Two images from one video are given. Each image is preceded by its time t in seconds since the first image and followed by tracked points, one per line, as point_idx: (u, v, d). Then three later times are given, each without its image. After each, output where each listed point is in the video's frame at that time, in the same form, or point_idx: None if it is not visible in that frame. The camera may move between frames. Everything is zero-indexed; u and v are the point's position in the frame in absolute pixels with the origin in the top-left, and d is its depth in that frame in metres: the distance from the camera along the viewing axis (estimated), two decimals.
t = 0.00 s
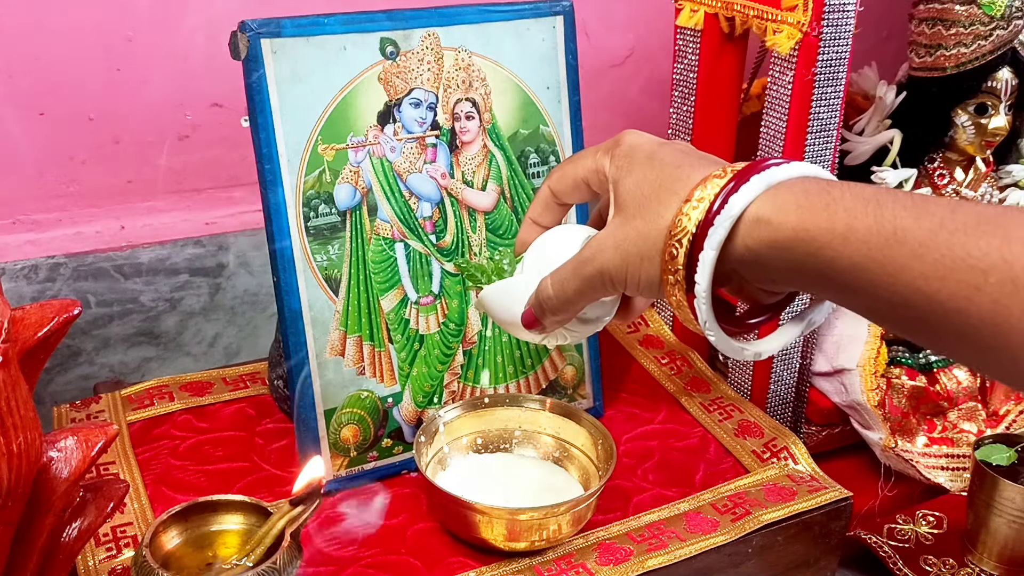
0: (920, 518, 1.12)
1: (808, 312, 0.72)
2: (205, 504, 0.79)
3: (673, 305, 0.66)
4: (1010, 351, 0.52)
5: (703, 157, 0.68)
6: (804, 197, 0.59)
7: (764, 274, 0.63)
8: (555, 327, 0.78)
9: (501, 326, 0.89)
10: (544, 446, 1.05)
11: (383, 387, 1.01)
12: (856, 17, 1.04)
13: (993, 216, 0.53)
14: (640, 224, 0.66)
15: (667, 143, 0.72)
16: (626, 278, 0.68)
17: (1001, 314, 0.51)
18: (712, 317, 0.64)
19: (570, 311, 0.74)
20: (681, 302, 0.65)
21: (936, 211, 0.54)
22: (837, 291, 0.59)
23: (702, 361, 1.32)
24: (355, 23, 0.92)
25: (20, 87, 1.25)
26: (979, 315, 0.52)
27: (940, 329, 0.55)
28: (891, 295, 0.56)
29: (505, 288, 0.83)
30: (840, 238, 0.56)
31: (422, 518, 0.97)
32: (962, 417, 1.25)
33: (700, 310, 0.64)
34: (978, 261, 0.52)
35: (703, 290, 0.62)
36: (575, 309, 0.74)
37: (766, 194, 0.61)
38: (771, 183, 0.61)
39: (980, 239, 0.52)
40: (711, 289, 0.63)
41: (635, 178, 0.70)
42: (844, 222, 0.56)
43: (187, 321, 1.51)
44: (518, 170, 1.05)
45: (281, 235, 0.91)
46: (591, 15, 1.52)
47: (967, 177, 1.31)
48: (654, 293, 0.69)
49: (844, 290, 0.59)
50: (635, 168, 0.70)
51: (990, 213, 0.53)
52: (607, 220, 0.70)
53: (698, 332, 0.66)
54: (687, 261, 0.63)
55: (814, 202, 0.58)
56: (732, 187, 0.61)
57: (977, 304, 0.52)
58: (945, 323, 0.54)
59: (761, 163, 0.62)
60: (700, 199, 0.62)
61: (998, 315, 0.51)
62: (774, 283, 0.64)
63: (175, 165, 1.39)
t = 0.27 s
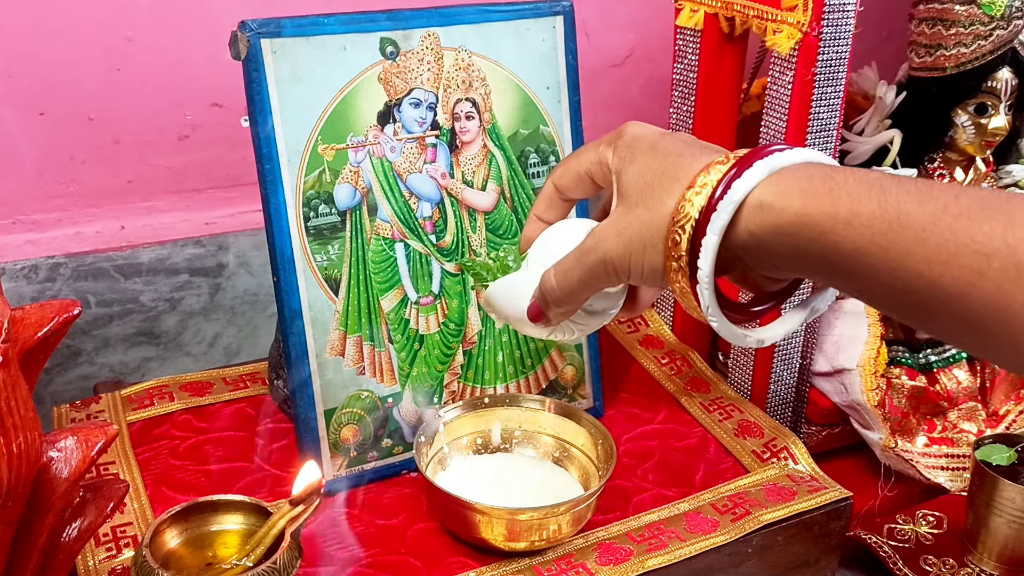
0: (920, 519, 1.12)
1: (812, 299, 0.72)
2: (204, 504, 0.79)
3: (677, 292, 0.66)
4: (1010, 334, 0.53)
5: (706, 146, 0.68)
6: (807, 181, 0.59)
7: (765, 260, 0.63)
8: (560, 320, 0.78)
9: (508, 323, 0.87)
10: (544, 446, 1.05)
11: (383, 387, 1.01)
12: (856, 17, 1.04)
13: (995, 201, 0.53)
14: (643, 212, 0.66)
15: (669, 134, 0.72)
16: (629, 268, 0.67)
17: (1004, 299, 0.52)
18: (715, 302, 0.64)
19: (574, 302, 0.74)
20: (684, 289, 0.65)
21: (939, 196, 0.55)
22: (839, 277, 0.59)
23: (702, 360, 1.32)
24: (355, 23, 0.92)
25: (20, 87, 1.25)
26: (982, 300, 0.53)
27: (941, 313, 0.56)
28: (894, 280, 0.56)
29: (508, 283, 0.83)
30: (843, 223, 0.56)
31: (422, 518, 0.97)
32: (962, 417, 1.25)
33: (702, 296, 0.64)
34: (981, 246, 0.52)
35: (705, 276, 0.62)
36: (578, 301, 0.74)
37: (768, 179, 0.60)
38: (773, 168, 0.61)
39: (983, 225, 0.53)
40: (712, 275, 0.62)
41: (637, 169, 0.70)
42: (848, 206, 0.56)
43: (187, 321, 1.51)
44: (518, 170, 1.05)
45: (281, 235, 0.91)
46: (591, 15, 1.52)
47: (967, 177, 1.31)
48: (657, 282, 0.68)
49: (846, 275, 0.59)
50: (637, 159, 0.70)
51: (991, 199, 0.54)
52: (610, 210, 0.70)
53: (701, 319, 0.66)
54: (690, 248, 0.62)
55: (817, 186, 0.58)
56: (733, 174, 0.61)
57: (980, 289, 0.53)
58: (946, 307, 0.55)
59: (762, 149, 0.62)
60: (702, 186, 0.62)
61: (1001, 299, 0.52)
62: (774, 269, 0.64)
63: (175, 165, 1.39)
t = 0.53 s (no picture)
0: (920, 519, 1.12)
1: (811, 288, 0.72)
2: (204, 504, 0.79)
3: (676, 281, 0.66)
4: (1010, 321, 0.51)
5: (702, 138, 0.69)
6: (805, 167, 0.59)
7: (765, 247, 0.63)
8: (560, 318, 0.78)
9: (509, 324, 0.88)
10: (544, 446, 1.05)
11: (383, 387, 1.01)
12: (856, 17, 1.04)
13: (994, 185, 0.52)
14: (642, 202, 0.67)
15: (666, 128, 0.73)
16: (628, 259, 0.67)
17: (1001, 285, 0.50)
18: (713, 290, 0.64)
19: (573, 298, 0.74)
20: (684, 278, 0.65)
21: (938, 181, 0.54)
22: (839, 264, 0.59)
23: (702, 361, 1.32)
24: (355, 23, 0.92)
25: (20, 87, 1.25)
26: (979, 286, 0.51)
27: (941, 301, 0.54)
28: (892, 266, 0.55)
29: (509, 282, 0.83)
30: (840, 208, 0.56)
31: (422, 518, 0.97)
32: (962, 417, 1.25)
33: (700, 284, 0.64)
34: (979, 231, 0.51)
35: (703, 262, 0.62)
36: (578, 297, 0.74)
37: (766, 166, 0.61)
38: (772, 154, 0.61)
39: (981, 209, 0.51)
40: (711, 262, 0.62)
41: (635, 162, 0.70)
42: (844, 191, 0.56)
43: (187, 321, 1.52)
44: (518, 170, 1.05)
45: (281, 235, 0.91)
46: (591, 15, 1.52)
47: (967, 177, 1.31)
48: (656, 275, 0.68)
49: (844, 262, 0.58)
50: (635, 152, 0.71)
51: (992, 184, 0.52)
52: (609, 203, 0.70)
53: (700, 308, 0.65)
54: (689, 236, 0.62)
55: (814, 172, 0.58)
56: (729, 161, 0.62)
57: (977, 275, 0.51)
58: (945, 294, 0.54)
59: (760, 136, 0.63)
60: (700, 173, 0.63)
61: (999, 285, 0.50)
62: (775, 256, 0.64)
63: (175, 165, 1.39)
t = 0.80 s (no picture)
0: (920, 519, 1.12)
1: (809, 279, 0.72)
2: (204, 504, 0.79)
3: (674, 276, 0.65)
4: (1001, 308, 0.52)
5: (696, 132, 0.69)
6: (800, 155, 0.59)
7: (759, 237, 0.63)
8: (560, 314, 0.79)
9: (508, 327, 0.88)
10: (544, 446, 1.05)
11: (383, 387, 1.01)
12: (856, 17, 1.04)
13: (988, 174, 0.52)
14: (638, 196, 0.66)
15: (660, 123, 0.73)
16: (626, 254, 0.67)
17: (995, 275, 0.51)
18: (711, 280, 0.63)
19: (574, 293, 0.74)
20: (682, 272, 0.64)
21: (933, 170, 0.54)
22: (834, 253, 0.59)
23: (702, 361, 1.32)
24: (355, 23, 0.92)
25: (20, 87, 1.26)
26: (974, 276, 0.52)
27: (934, 289, 0.55)
28: (887, 255, 0.55)
29: (507, 283, 0.83)
30: (836, 197, 0.56)
31: (422, 518, 0.97)
32: (962, 417, 1.25)
33: (697, 274, 0.63)
34: (974, 220, 0.52)
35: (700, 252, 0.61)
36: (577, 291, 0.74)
37: (761, 154, 0.60)
38: (766, 144, 0.61)
39: (975, 198, 0.52)
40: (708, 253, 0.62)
41: (631, 157, 0.70)
42: (841, 179, 0.56)
43: (187, 321, 1.53)
44: (518, 170, 1.05)
45: (281, 235, 0.91)
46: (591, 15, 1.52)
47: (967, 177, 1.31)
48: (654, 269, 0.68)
49: (839, 250, 0.58)
50: (630, 148, 0.71)
51: (985, 173, 0.53)
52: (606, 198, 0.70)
53: (697, 299, 0.65)
54: (686, 228, 0.62)
55: (810, 160, 0.58)
56: (723, 153, 0.61)
57: (972, 263, 0.52)
58: (939, 283, 0.54)
59: (755, 127, 0.62)
60: (695, 165, 0.62)
61: (993, 274, 0.51)
62: (770, 246, 0.63)
63: (175, 165, 1.39)
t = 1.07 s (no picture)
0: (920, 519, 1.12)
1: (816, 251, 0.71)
2: (204, 504, 0.79)
3: (679, 250, 0.64)
4: (1004, 281, 0.52)
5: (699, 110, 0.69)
6: (806, 126, 0.59)
7: (765, 211, 0.62)
8: (566, 301, 0.77)
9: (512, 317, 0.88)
10: (544, 446, 1.05)
11: (383, 387, 1.01)
12: (856, 17, 1.04)
13: (993, 145, 0.52)
14: (643, 173, 0.66)
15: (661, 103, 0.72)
16: (631, 231, 0.66)
17: (999, 245, 0.51)
18: (716, 253, 0.62)
19: (580, 277, 0.72)
20: (687, 247, 0.63)
21: (938, 141, 0.54)
22: (838, 225, 0.59)
23: (702, 360, 1.32)
24: (355, 23, 0.92)
25: (20, 87, 1.26)
26: (977, 246, 0.52)
27: (937, 260, 0.55)
28: (890, 225, 0.55)
29: (512, 272, 0.83)
30: (841, 167, 0.56)
31: (422, 518, 0.97)
32: (962, 417, 1.25)
33: (702, 247, 0.62)
34: (978, 190, 0.51)
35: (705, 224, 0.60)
36: (583, 275, 0.72)
37: (766, 126, 0.60)
38: (772, 115, 0.60)
39: (979, 168, 0.52)
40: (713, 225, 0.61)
41: (634, 136, 0.70)
42: (846, 150, 0.56)
43: (187, 321, 1.53)
44: (518, 170, 1.05)
45: (281, 234, 0.91)
46: (591, 15, 1.52)
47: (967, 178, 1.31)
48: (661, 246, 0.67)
49: (844, 223, 0.58)
50: (632, 127, 0.70)
51: (990, 143, 0.52)
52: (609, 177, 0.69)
53: (703, 274, 0.64)
54: (691, 201, 0.61)
55: (815, 131, 0.58)
56: (728, 126, 0.60)
57: (975, 235, 0.52)
58: (942, 254, 0.54)
59: (760, 100, 0.62)
60: (699, 138, 0.61)
61: (996, 245, 0.51)
62: (775, 221, 0.63)
63: (175, 165, 1.39)
